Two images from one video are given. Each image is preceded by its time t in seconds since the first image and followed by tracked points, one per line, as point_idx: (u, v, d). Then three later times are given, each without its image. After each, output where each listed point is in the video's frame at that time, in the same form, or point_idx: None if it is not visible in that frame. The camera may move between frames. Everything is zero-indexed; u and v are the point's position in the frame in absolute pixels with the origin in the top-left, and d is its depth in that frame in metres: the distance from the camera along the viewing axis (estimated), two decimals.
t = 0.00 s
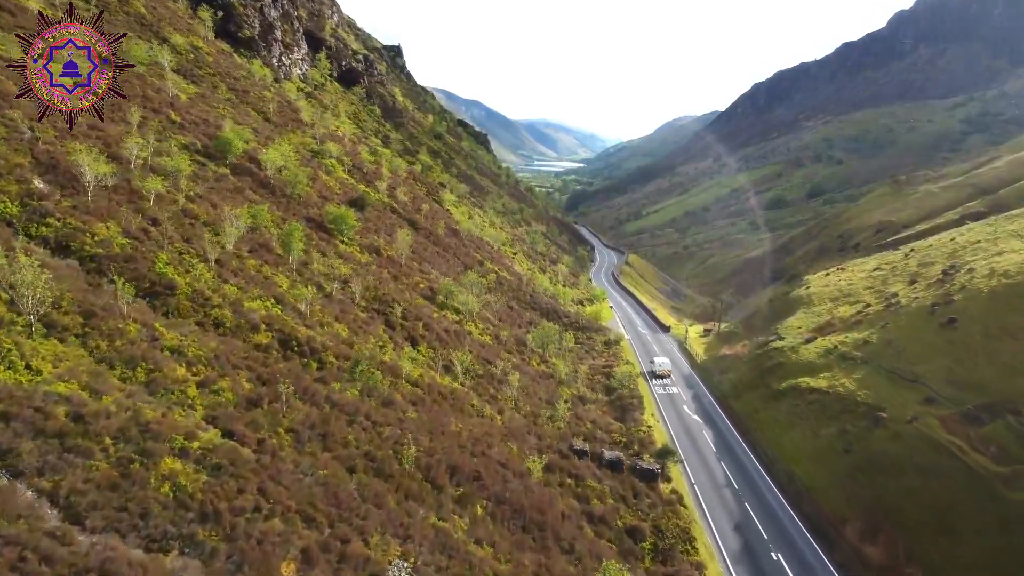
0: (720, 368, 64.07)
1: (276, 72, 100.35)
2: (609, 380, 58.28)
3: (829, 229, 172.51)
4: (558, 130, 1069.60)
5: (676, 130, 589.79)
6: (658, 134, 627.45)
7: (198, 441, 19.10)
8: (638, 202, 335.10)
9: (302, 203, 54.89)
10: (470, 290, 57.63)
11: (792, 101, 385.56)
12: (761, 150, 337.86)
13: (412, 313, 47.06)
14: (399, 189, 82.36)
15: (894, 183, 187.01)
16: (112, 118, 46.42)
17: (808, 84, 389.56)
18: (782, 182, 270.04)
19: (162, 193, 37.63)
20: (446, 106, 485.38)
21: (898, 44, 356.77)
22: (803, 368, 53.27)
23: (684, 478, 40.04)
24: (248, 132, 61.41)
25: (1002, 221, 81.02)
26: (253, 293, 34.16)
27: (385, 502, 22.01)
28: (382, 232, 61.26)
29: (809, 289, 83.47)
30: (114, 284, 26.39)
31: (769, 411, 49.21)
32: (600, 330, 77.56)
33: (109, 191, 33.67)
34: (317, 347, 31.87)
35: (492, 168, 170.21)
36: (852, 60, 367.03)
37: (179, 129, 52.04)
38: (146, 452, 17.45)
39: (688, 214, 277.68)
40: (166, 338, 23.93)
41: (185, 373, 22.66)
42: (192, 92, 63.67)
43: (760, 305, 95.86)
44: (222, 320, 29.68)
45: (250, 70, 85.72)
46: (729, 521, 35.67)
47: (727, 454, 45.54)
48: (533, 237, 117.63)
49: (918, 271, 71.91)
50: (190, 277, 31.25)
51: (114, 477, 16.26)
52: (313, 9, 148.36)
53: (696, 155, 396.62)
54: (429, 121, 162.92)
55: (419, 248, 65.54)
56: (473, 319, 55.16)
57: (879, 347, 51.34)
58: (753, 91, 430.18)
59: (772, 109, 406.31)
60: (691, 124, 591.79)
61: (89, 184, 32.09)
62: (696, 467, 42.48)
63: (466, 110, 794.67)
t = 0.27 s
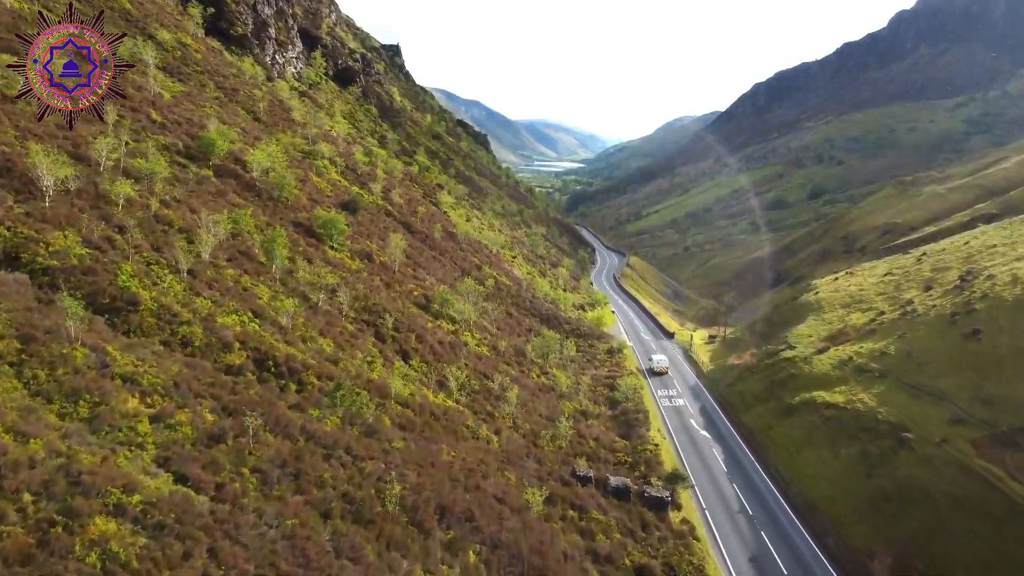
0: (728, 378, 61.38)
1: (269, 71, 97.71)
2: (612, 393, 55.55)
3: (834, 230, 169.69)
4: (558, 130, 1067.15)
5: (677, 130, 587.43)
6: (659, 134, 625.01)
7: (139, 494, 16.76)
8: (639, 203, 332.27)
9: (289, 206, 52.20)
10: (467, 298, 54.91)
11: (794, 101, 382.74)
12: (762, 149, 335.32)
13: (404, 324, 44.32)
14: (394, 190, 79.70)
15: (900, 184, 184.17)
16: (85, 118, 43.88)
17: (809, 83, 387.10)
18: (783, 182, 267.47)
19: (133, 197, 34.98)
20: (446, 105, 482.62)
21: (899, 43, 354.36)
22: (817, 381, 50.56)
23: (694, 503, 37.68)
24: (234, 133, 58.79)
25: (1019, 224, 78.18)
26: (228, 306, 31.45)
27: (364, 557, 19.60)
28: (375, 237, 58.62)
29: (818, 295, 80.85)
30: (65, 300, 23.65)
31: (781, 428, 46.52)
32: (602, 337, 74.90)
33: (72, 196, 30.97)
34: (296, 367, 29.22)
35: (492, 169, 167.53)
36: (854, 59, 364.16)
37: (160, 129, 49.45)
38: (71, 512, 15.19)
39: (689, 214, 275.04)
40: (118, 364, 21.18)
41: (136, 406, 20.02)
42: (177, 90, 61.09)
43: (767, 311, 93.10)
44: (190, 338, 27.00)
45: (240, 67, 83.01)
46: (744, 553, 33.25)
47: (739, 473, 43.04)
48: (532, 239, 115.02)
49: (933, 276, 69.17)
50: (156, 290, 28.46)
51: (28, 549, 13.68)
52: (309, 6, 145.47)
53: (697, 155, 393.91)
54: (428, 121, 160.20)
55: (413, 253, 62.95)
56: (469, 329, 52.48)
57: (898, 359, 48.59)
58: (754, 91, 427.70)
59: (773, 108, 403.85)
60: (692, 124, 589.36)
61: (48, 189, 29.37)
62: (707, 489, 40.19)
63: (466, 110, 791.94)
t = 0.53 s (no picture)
0: (737, 390, 58.59)
1: (261, 69, 94.97)
2: (616, 406, 52.90)
3: (839, 232, 167.02)
4: (558, 130, 1064.73)
5: (677, 129, 584.82)
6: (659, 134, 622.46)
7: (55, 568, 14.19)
8: (640, 203, 329.40)
9: (276, 210, 49.56)
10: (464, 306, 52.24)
11: (795, 100, 379.81)
12: (763, 149, 332.77)
13: (395, 336, 41.61)
14: (388, 192, 76.95)
15: (905, 184, 181.45)
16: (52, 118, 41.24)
17: (810, 83, 384.63)
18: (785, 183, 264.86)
19: (99, 203, 32.28)
20: (445, 105, 479.68)
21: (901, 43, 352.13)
22: (833, 396, 47.77)
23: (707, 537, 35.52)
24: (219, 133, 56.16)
25: None
26: (199, 322, 28.67)
27: None
28: (367, 242, 55.95)
29: (828, 301, 78.13)
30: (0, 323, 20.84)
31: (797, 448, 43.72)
32: (604, 345, 72.11)
33: (28, 203, 28.29)
34: (271, 391, 26.48)
35: (491, 169, 164.76)
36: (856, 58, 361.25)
37: (138, 129, 46.78)
38: None
39: (691, 215, 272.28)
40: (56, 399, 18.93)
41: (72, 448, 17.86)
42: (161, 88, 58.43)
43: (774, 317, 90.36)
44: (151, 360, 24.31)
45: (230, 65, 80.19)
46: None
47: (755, 499, 40.71)
48: (532, 241, 112.35)
49: (949, 282, 66.41)
50: (115, 306, 25.73)
51: None
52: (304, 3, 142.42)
53: (698, 155, 390.98)
54: (426, 121, 157.47)
55: (407, 259, 60.28)
56: (466, 339, 49.82)
57: (920, 372, 45.84)
58: (755, 91, 424.99)
59: (774, 108, 401.40)
60: (693, 124, 586.55)
61: None
62: (721, 519, 38.08)
63: (466, 110, 789.17)
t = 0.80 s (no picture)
0: (747, 402, 55.89)
1: (253, 67, 92.33)
2: (620, 421, 50.27)
3: (843, 233, 164.42)
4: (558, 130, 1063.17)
5: (677, 129, 582.59)
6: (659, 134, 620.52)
7: None
8: (640, 203, 326.77)
9: (261, 214, 46.95)
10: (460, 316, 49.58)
11: (797, 100, 377.14)
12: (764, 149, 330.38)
13: (386, 350, 38.94)
14: (382, 194, 74.29)
15: (911, 184, 178.79)
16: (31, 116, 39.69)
17: (811, 83, 382.29)
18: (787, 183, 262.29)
19: (59, 209, 29.64)
20: (446, 106, 478.25)
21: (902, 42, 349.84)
22: (851, 411, 45.13)
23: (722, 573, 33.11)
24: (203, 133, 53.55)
25: None
26: (163, 342, 26.01)
27: None
28: (359, 247, 53.34)
29: (838, 308, 75.44)
30: None
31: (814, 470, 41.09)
32: (607, 354, 69.49)
33: None
34: (242, 421, 23.84)
35: (490, 170, 162.17)
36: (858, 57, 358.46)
37: (114, 130, 44.19)
38: None
39: (692, 215, 269.66)
40: None
41: None
42: (143, 87, 55.86)
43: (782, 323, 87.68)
44: (102, 389, 21.65)
45: (219, 62, 77.56)
46: None
47: (769, 526, 38.28)
48: (531, 244, 109.82)
49: (966, 289, 63.66)
50: (63, 327, 23.02)
51: None
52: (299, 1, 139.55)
53: (699, 155, 388.60)
54: (424, 121, 154.86)
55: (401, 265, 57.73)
56: (462, 351, 47.18)
57: (944, 387, 43.09)
58: (755, 90, 422.59)
59: (774, 108, 399.06)
60: (693, 124, 583.82)
61: None
62: (735, 551, 35.71)
63: (466, 110, 787.12)
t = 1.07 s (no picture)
0: (757, 417, 53.23)
1: (244, 66, 89.73)
2: (625, 438, 47.61)
3: (847, 235, 161.75)
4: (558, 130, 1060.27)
5: (677, 129, 580.01)
6: (659, 134, 617.99)
7: None
8: (641, 204, 324.03)
9: (243, 219, 44.23)
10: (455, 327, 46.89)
11: (799, 99, 374.32)
12: (766, 149, 327.72)
13: (375, 367, 36.25)
14: (377, 196, 71.64)
15: (917, 186, 176.05)
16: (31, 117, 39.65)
17: (813, 82, 379.66)
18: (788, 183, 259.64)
19: (10, 217, 27.01)
20: (445, 106, 475.84)
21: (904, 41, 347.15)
22: (870, 430, 42.42)
23: None
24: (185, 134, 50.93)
25: None
26: (120, 366, 23.34)
27: None
28: (348, 254, 50.63)
29: (849, 314, 72.70)
30: None
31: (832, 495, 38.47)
32: (610, 363, 66.83)
33: None
34: (203, 458, 21.21)
35: (489, 171, 159.49)
36: (861, 57, 355.45)
37: (87, 129, 41.55)
38: None
39: (693, 216, 266.90)
40: None
41: None
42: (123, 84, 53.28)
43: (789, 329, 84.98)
44: (41, 427, 18.98)
45: (208, 60, 74.89)
46: None
47: (788, 559, 35.65)
48: (531, 247, 107.19)
49: (985, 296, 60.88)
50: None
51: None
52: None
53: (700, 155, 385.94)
54: (422, 120, 152.14)
55: (394, 272, 55.09)
56: (457, 365, 44.51)
57: (971, 404, 40.36)
58: (757, 90, 419.95)
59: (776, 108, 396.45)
60: (694, 124, 580.78)
61: None
62: None
63: (466, 110, 784.37)
